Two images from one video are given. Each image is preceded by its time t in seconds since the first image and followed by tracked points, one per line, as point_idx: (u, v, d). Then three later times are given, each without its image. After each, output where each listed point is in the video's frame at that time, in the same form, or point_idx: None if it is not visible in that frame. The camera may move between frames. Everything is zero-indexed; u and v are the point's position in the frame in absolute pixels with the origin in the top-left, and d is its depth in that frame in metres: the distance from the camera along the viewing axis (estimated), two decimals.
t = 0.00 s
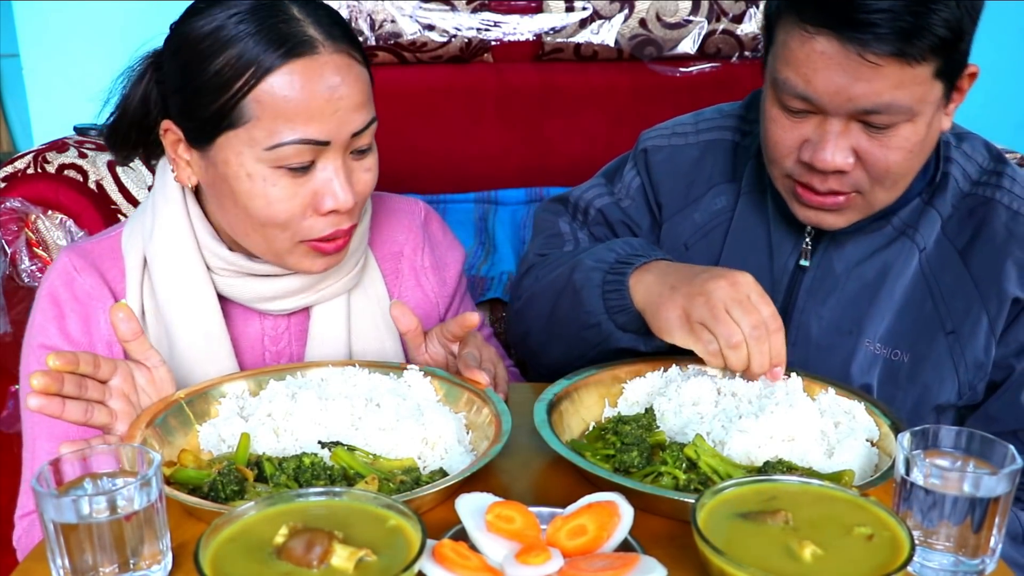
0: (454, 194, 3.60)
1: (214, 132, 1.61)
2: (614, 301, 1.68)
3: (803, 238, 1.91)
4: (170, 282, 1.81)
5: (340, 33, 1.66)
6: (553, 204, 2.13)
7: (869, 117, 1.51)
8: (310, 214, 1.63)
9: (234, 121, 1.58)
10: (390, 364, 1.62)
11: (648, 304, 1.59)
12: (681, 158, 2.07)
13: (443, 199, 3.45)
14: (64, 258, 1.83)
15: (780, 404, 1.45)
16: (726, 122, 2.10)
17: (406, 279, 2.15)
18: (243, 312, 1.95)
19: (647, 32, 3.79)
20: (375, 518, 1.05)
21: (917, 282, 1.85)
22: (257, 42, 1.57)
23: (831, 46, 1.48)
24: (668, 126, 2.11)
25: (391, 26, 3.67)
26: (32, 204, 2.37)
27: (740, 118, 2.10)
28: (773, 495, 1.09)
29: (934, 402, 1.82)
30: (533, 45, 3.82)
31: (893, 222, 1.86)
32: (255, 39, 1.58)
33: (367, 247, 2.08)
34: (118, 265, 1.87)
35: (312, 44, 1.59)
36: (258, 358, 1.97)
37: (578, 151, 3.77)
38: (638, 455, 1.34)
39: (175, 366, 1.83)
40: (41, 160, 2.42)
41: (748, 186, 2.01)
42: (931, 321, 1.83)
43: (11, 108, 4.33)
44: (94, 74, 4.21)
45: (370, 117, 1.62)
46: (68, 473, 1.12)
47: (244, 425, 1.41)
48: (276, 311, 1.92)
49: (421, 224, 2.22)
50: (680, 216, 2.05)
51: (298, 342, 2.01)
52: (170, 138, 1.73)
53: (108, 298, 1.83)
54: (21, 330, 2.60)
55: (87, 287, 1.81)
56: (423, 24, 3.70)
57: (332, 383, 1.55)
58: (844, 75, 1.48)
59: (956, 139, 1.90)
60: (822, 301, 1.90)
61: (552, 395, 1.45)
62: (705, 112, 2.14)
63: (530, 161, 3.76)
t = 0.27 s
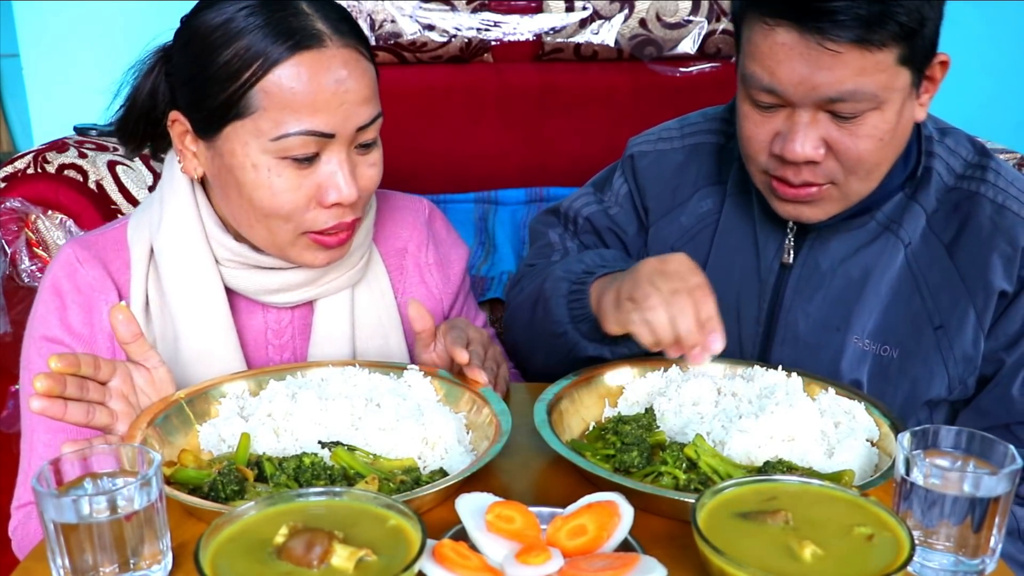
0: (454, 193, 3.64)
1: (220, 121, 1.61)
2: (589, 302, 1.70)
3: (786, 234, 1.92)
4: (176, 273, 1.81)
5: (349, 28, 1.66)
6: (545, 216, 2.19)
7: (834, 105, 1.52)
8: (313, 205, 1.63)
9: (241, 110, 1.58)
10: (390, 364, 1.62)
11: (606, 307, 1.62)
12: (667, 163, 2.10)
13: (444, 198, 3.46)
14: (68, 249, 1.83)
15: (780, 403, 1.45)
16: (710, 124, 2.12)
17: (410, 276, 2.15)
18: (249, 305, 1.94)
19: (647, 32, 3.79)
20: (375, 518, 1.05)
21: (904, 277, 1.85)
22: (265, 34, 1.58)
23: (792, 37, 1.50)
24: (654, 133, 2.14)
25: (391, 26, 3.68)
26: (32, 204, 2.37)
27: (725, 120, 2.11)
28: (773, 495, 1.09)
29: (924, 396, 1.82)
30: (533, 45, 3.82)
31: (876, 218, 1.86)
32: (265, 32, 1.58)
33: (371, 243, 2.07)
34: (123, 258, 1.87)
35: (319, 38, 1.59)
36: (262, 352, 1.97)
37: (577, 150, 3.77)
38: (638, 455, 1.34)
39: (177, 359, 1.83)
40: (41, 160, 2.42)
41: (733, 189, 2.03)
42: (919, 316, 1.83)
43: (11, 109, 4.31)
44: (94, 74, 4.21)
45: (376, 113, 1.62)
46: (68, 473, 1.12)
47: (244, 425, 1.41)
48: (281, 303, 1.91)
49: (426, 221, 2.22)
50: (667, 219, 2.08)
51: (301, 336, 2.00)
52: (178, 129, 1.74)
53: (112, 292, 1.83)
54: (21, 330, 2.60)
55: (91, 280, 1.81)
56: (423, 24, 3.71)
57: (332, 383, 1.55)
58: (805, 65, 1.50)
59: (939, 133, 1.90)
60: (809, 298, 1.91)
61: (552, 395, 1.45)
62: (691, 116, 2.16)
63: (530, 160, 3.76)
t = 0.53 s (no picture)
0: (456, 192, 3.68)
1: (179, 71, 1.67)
2: (577, 302, 1.72)
3: (775, 234, 1.93)
4: (174, 249, 1.82)
5: None
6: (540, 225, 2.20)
7: (815, 103, 1.53)
8: (254, 162, 1.65)
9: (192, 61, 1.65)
10: (390, 364, 1.62)
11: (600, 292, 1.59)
12: (659, 165, 2.12)
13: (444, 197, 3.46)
14: (72, 232, 1.85)
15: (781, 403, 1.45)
16: (701, 128, 2.13)
17: (407, 262, 2.16)
18: (246, 283, 1.95)
19: (647, 32, 3.77)
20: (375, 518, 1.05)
21: (896, 276, 1.85)
22: None
23: (769, 37, 1.51)
24: (646, 136, 2.17)
25: (391, 27, 3.67)
26: (32, 204, 2.36)
27: (717, 124, 2.13)
28: (773, 495, 1.09)
29: (918, 395, 1.82)
30: (533, 45, 3.82)
31: (867, 217, 1.86)
32: None
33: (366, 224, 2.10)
34: (125, 238, 1.89)
35: None
36: (258, 331, 1.97)
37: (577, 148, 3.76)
38: (637, 455, 1.34)
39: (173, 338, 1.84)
40: (41, 160, 2.43)
41: (724, 190, 2.04)
42: (912, 315, 1.83)
43: (12, 108, 4.29)
44: (94, 74, 4.21)
45: (321, 72, 1.66)
46: (68, 473, 1.12)
47: (244, 425, 1.41)
48: (273, 280, 1.91)
49: (423, 213, 2.24)
50: (659, 221, 2.09)
51: (298, 314, 2.01)
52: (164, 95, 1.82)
53: (113, 271, 1.85)
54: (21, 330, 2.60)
55: (92, 259, 1.83)
56: (423, 24, 3.70)
57: (332, 383, 1.55)
58: (783, 64, 1.51)
59: (928, 132, 1.91)
60: (801, 298, 1.90)
61: (551, 395, 1.45)
62: (682, 120, 2.18)
63: (530, 160, 3.78)
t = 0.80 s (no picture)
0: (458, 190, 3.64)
1: (176, 57, 1.69)
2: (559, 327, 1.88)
3: (771, 234, 1.94)
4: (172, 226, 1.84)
5: None
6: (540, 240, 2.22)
7: (810, 101, 1.53)
8: (253, 143, 1.67)
9: (190, 48, 1.66)
10: (390, 364, 1.63)
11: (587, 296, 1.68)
12: (653, 168, 2.13)
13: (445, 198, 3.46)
14: (78, 212, 1.89)
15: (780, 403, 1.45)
16: (695, 130, 2.13)
17: (400, 247, 2.18)
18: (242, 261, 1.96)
19: (647, 32, 3.78)
20: (375, 518, 1.05)
21: (893, 277, 1.85)
22: None
23: (763, 35, 1.52)
24: (640, 142, 2.17)
25: (391, 26, 3.68)
26: (32, 204, 2.37)
27: (710, 125, 2.13)
28: (773, 495, 1.09)
29: (916, 396, 1.82)
30: (533, 45, 3.83)
31: (863, 217, 1.86)
32: None
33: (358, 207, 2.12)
34: (128, 219, 1.93)
35: None
36: (253, 307, 1.98)
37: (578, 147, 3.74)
38: (637, 455, 1.34)
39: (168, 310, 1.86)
40: (41, 160, 2.43)
41: (719, 193, 2.04)
42: (909, 315, 1.83)
43: (11, 108, 4.27)
44: (94, 74, 4.21)
45: (314, 59, 1.67)
46: (69, 473, 1.12)
47: (244, 425, 1.41)
48: (266, 258, 1.93)
49: (417, 204, 2.25)
50: (655, 226, 2.10)
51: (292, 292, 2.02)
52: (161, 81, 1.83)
53: (115, 247, 1.87)
54: (21, 330, 2.60)
55: (96, 236, 1.86)
56: (423, 24, 3.72)
57: (332, 383, 1.55)
58: (778, 61, 1.50)
59: (924, 131, 1.91)
60: (797, 300, 1.91)
61: (549, 395, 1.45)
62: (676, 123, 2.18)
63: (530, 161, 3.73)
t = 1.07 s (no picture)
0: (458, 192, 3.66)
1: (206, 72, 1.73)
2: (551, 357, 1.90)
3: (768, 235, 1.93)
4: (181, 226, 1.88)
5: None
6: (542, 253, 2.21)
7: (804, 99, 1.53)
8: (290, 152, 1.73)
9: (223, 62, 1.71)
10: (390, 364, 1.62)
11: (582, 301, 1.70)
12: (648, 172, 2.12)
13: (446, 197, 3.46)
14: (84, 212, 1.93)
15: (780, 403, 1.45)
16: (689, 132, 2.12)
17: (403, 246, 2.19)
18: (248, 259, 1.99)
19: (647, 32, 3.77)
20: (375, 518, 1.05)
21: (889, 273, 1.86)
22: None
23: (756, 33, 1.52)
24: (636, 146, 2.16)
25: (391, 26, 3.67)
26: (32, 204, 2.37)
27: (702, 128, 2.12)
28: (773, 495, 1.09)
29: (915, 392, 1.81)
30: (533, 46, 3.83)
31: (858, 214, 1.87)
32: None
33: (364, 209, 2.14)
34: (135, 218, 1.96)
35: None
36: (260, 305, 2.01)
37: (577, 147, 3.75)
38: (637, 455, 1.34)
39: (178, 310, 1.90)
40: (41, 160, 2.43)
41: (713, 194, 2.04)
42: (905, 312, 1.83)
43: (12, 108, 4.27)
44: (94, 75, 4.21)
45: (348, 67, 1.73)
46: (69, 473, 1.12)
47: (244, 425, 1.41)
48: (276, 257, 1.96)
49: (418, 203, 2.25)
50: (651, 228, 2.09)
51: (298, 291, 2.05)
52: (177, 87, 1.85)
53: (122, 246, 1.91)
54: (21, 330, 2.60)
55: (102, 235, 1.90)
56: (423, 24, 3.70)
57: (332, 383, 1.55)
58: (771, 60, 1.51)
59: (917, 128, 1.92)
60: (794, 299, 1.92)
61: (548, 395, 1.45)
62: (670, 126, 2.17)
63: (530, 161, 3.76)
